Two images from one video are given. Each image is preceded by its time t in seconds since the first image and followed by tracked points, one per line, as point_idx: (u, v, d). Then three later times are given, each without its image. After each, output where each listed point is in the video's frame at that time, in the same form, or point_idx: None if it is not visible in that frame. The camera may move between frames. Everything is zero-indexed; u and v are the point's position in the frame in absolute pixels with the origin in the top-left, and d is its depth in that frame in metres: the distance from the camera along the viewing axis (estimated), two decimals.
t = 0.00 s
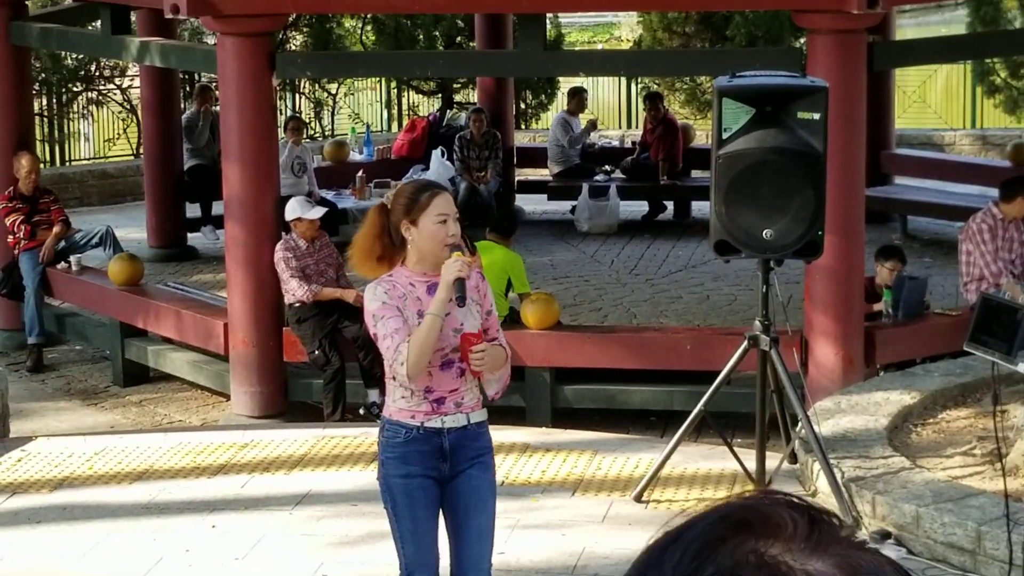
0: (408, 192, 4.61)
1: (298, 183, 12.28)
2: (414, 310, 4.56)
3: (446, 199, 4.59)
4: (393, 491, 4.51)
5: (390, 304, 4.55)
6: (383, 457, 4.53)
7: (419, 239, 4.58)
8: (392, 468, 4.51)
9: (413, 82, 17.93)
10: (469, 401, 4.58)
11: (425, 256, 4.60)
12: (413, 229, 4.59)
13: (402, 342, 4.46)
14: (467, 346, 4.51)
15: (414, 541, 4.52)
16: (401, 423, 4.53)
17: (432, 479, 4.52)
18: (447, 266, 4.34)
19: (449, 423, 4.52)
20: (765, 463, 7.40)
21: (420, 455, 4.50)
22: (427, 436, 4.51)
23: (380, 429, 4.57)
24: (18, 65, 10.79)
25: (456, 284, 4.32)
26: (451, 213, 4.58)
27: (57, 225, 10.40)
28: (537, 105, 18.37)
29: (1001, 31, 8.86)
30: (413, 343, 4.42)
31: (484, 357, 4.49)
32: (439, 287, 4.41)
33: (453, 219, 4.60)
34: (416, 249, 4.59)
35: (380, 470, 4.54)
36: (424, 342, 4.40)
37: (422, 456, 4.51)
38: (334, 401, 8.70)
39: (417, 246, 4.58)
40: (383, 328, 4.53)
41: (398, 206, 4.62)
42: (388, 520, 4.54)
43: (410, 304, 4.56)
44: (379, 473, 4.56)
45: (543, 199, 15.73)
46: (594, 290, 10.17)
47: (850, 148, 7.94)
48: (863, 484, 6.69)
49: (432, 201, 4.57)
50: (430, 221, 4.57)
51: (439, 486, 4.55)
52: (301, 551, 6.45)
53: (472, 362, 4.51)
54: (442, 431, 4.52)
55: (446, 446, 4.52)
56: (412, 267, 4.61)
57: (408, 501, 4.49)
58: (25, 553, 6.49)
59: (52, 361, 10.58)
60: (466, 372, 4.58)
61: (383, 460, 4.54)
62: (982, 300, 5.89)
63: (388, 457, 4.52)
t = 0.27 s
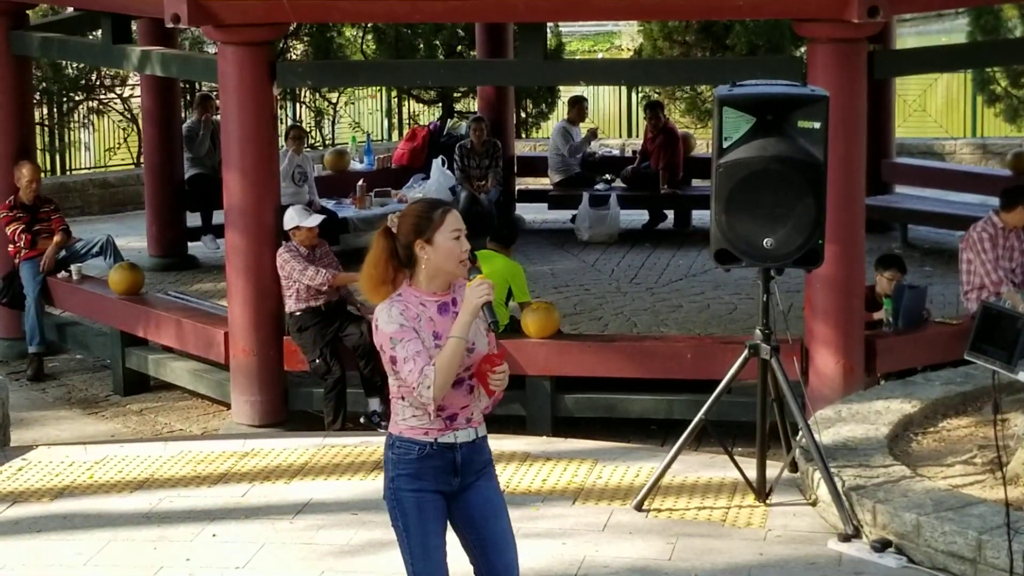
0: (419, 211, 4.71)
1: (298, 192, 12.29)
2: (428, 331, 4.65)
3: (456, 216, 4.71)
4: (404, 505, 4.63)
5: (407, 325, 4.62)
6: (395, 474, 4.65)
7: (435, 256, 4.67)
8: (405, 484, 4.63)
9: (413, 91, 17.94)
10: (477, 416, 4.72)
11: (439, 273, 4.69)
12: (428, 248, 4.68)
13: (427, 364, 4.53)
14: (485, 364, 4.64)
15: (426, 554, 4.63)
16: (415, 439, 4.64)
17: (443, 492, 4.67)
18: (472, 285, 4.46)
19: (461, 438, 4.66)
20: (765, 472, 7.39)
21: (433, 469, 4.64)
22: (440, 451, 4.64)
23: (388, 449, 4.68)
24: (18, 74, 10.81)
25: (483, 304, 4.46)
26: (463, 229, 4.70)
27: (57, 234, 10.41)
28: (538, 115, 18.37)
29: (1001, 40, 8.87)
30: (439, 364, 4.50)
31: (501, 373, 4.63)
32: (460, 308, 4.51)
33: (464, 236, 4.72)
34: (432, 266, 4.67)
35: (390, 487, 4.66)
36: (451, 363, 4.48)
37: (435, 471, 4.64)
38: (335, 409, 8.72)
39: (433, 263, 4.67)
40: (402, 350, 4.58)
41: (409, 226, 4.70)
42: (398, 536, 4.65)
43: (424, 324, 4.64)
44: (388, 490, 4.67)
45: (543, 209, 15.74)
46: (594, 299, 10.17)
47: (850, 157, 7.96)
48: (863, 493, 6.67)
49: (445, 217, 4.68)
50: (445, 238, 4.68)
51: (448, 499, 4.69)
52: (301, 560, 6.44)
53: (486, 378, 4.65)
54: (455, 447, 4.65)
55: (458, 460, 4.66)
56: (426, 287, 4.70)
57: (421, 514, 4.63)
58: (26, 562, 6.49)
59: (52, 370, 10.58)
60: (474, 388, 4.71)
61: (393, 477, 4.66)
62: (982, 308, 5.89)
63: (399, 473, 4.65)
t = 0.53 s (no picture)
0: (446, 203, 4.78)
1: (299, 194, 12.29)
2: (465, 317, 4.73)
3: (481, 207, 4.80)
4: (433, 500, 4.71)
5: (449, 311, 4.68)
6: (424, 469, 4.72)
7: (463, 247, 4.74)
8: (436, 479, 4.71)
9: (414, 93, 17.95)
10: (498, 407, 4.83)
11: (465, 264, 4.77)
12: (455, 239, 4.74)
13: (476, 347, 4.60)
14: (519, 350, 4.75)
15: (453, 547, 4.74)
16: (448, 433, 4.72)
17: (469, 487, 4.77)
18: (512, 267, 4.59)
19: (488, 431, 4.77)
20: (764, 475, 7.39)
21: (463, 464, 4.73)
22: (470, 445, 4.74)
23: (417, 444, 4.73)
24: (18, 75, 10.81)
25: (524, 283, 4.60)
26: (488, 220, 4.79)
27: (57, 235, 10.42)
28: (538, 117, 18.38)
29: (1001, 44, 8.88)
30: (486, 345, 4.60)
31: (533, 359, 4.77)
32: (498, 291, 4.63)
33: (487, 227, 4.81)
34: (460, 257, 4.74)
35: (418, 482, 4.73)
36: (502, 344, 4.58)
37: (465, 465, 4.74)
38: (334, 411, 8.72)
39: (460, 253, 4.74)
40: (448, 336, 4.63)
41: (435, 217, 4.76)
42: (425, 530, 4.73)
43: (462, 311, 4.72)
44: (414, 485, 4.74)
45: (544, 211, 15.75)
46: (595, 301, 10.17)
47: (850, 161, 7.97)
48: (862, 496, 6.67)
49: (472, 208, 4.76)
50: (471, 229, 4.75)
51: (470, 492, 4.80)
52: (299, 562, 6.44)
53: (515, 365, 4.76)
54: (483, 440, 4.76)
55: (485, 454, 4.77)
56: (451, 278, 4.77)
57: (449, 509, 4.72)
58: (25, 563, 6.49)
59: (52, 371, 10.59)
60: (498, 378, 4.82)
61: (421, 472, 4.73)
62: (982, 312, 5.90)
63: (428, 468, 4.72)
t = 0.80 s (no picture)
0: (478, 202, 4.94)
1: (298, 193, 12.29)
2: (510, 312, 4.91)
3: (512, 203, 4.98)
4: (485, 495, 4.88)
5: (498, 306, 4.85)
6: (477, 466, 4.87)
7: (501, 242, 4.91)
8: (488, 475, 4.87)
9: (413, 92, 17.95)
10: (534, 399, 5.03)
11: (502, 259, 4.95)
12: (491, 236, 4.91)
13: (531, 338, 4.80)
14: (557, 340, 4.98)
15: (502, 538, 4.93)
16: (499, 428, 4.88)
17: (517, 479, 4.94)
18: (552, 257, 4.82)
19: (534, 424, 4.96)
20: (762, 474, 7.39)
21: (514, 458, 4.90)
22: (521, 438, 4.92)
23: (469, 441, 4.88)
24: (18, 74, 10.82)
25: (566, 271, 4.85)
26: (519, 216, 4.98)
27: (57, 234, 10.42)
28: (537, 117, 18.38)
29: (1000, 44, 8.89)
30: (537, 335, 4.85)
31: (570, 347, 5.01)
32: (540, 281, 4.86)
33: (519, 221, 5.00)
34: (498, 253, 4.92)
35: (471, 478, 4.88)
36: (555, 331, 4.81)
37: (515, 459, 4.91)
38: (332, 410, 8.73)
39: (498, 249, 4.91)
40: (502, 330, 4.81)
41: (470, 217, 4.92)
42: (476, 524, 4.91)
43: (507, 305, 4.90)
44: (466, 480, 4.89)
45: (542, 211, 15.76)
46: (594, 301, 10.18)
47: (849, 161, 7.98)
48: (861, 496, 6.68)
49: (505, 205, 4.94)
50: (507, 224, 4.94)
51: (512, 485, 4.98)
52: (298, 561, 6.44)
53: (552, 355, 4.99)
54: (531, 433, 4.95)
55: (531, 447, 4.96)
56: (488, 274, 4.94)
57: (498, 504, 4.89)
58: (24, 561, 6.50)
59: (51, 369, 10.59)
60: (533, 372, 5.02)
61: (473, 468, 4.88)
62: (980, 312, 5.91)
63: (480, 463, 4.87)
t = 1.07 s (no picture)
0: (498, 207, 4.96)
1: (293, 194, 12.29)
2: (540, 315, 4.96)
3: (530, 205, 5.02)
4: (528, 495, 4.92)
5: (534, 309, 4.89)
6: (517, 468, 4.91)
7: (525, 245, 4.96)
8: (529, 476, 4.92)
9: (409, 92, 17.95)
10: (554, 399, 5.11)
11: (525, 262, 4.99)
12: (515, 240, 4.95)
13: (564, 340, 4.87)
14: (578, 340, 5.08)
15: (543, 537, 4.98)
16: (536, 429, 4.93)
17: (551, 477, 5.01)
18: (579, 258, 4.93)
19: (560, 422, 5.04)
20: (758, 474, 7.40)
21: (550, 456, 4.97)
22: (554, 437, 4.99)
23: (508, 444, 4.91)
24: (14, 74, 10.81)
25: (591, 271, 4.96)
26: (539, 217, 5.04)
27: (52, 234, 10.42)
28: (533, 116, 18.37)
29: (995, 44, 8.90)
30: (569, 336, 4.96)
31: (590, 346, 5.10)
32: (565, 282, 4.96)
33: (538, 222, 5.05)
34: (522, 257, 4.96)
35: (513, 481, 4.91)
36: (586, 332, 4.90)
37: (550, 457, 4.98)
38: (329, 410, 8.73)
39: (522, 253, 4.96)
40: (537, 334, 4.85)
41: (491, 222, 4.95)
42: (520, 526, 4.94)
43: (540, 309, 4.94)
44: (507, 484, 4.92)
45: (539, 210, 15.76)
46: (589, 300, 10.18)
47: (844, 161, 7.99)
48: (856, 495, 6.68)
49: (525, 208, 4.98)
50: (529, 227, 4.98)
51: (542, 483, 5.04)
52: (294, 561, 6.44)
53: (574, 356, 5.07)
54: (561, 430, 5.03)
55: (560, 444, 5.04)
56: (512, 277, 4.97)
57: (540, 502, 4.95)
58: (20, 561, 6.50)
59: (47, 369, 10.59)
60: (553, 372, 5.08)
61: (514, 471, 4.92)
62: (975, 312, 5.91)
63: (523, 465, 4.91)
